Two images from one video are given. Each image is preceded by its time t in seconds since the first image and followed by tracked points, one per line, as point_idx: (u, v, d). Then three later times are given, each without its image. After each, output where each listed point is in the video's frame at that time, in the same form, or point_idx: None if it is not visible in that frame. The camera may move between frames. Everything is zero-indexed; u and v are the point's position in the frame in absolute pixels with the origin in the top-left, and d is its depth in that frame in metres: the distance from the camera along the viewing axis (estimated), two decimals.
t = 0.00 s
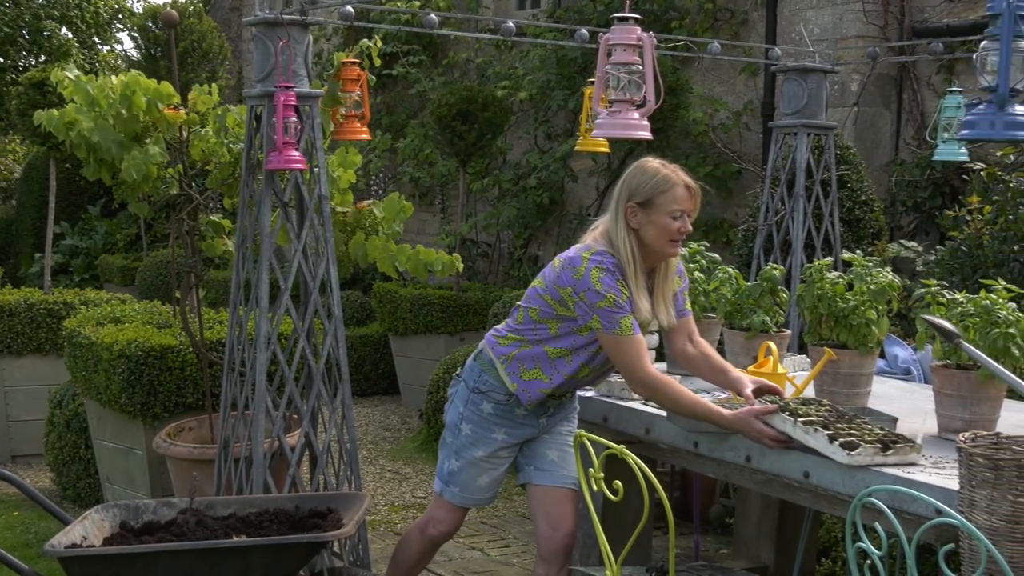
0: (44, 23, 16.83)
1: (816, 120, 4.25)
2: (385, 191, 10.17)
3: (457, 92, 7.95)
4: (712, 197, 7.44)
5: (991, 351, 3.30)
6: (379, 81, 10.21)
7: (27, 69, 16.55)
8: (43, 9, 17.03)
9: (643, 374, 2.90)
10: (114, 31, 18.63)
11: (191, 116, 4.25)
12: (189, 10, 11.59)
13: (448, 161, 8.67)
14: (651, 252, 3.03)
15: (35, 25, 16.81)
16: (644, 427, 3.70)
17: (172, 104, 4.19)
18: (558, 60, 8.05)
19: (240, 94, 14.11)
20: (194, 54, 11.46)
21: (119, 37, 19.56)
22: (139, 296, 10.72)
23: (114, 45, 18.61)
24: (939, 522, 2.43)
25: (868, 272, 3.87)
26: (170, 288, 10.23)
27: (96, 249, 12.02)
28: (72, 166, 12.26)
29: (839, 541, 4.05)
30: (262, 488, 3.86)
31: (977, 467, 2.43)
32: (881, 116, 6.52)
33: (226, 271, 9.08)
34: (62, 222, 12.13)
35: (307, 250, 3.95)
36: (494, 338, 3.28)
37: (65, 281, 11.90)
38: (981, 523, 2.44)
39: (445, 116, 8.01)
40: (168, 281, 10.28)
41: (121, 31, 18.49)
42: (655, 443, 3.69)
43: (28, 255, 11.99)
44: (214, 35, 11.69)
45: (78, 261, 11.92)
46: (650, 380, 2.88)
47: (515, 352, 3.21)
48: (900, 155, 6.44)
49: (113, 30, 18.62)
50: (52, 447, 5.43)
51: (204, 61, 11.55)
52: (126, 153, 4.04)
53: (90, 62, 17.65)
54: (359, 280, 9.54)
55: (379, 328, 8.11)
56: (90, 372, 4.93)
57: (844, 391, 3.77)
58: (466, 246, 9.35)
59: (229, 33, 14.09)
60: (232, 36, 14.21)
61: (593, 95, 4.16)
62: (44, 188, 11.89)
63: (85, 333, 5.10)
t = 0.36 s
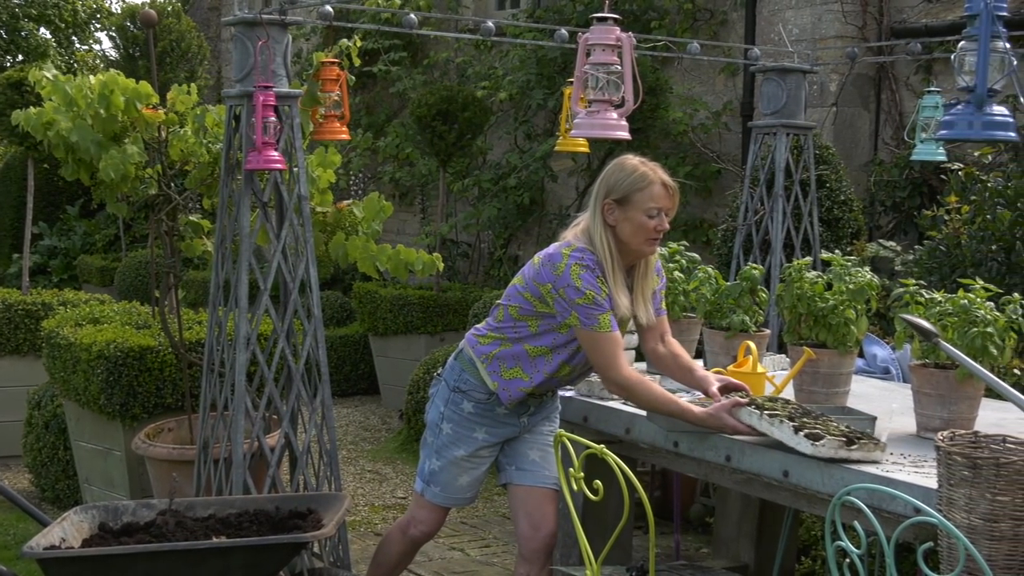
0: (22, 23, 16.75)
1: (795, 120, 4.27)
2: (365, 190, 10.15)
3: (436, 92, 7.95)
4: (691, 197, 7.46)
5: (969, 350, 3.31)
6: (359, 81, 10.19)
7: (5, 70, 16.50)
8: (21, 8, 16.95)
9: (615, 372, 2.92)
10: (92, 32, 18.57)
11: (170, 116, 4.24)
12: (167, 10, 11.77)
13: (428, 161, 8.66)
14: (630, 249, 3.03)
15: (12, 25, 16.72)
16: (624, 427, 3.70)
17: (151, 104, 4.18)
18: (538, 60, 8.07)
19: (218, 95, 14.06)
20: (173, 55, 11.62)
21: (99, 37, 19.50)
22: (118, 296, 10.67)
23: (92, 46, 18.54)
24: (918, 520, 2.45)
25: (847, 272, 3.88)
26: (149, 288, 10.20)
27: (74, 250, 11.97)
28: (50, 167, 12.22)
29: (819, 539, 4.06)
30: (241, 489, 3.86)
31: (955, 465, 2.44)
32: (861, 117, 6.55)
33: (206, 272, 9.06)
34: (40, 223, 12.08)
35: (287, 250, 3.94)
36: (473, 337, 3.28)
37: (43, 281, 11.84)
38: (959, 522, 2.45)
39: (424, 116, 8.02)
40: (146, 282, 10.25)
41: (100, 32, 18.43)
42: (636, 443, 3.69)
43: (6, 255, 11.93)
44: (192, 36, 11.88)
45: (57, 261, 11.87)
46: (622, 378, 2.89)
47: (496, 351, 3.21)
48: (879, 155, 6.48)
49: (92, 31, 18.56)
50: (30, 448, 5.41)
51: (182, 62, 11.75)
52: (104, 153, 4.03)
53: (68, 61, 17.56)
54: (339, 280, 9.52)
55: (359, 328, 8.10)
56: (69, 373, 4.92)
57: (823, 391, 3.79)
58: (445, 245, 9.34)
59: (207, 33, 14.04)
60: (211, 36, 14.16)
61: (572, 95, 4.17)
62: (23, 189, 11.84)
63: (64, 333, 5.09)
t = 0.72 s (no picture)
0: None
1: (775, 121, 4.26)
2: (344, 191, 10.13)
3: (416, 92, 7.95)
4: (671, 197, 7.48)
5: (947, 349, 3.32)
6: (338, 81, 10.18)
7: None
8: None
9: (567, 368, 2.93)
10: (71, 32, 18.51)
11: (149, 116, 4.22)
12: (146, 10, 12.08)
13: (408, 161, 8.65)
14: (604, 242, 3.02)
15: None
16: (605, 427, 3.70)
17: (130, 104, 4.17)
18: (517, 60, 8.08)
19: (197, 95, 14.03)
20: (151, 53, 12.07)
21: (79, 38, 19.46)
22: (97, 297, 10.63)
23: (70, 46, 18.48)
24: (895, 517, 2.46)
25: (826, 271, 3.90)
26: (128, 289, 10.16)
27: (53, 250, 11.92)
28: (28, 167, 12.18)
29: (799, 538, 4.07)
30: (220, 490, 3.84)
31: (933, 464, 2.45)
32: (840, 117, 6.59)
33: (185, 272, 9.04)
34: (18, 223, 12.03)
35: (266, 250, 3.93)
36: (452, 333, 3.28)
37: (21, 282, 11.79)
38: (938, 520, 2.46)
39: (404, 116, 8.02)
40: (125, 282, 10.21)
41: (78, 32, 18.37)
42: (616, 442, 3.69)
43: None
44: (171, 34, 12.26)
45: (34, 262, 11.82)
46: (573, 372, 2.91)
47: (472, 348, 3.21)
48: (858, 155, 6.51)
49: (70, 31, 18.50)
50: (8, 450, 5.39)
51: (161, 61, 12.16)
52: (83, 153, 4.02)
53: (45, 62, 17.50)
54: (318, 280, 9.50)
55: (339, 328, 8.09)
56: (47, 374, 4.90)
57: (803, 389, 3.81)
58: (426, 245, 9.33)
59: (186, 33, 13.98)
60: (190, 37, 14.11)
61: (553, 95, 4.16)
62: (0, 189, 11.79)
63: (42, 335, 5.07)
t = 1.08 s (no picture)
0: None
1: (759, 119, 4.25)
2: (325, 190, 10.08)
3: (398, 90, 7.92)
4: (655, 196, 7.46)
5: (933, 349, 3.30)
6: (319, 80, 10.12)
7: None
8: None
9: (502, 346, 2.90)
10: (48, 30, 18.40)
11: (128, 114, 4.16)
12: (125, 7, 12.06)
13: (390, 161, 8.62)
14: (559, 221, 2.96)
15: None
16: (589, 428, 3.67)
17: (109, 102, 4.12)
18: (499, 58, 8.05)
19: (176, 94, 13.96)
20: (130, 51, 12.06)
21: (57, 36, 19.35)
22: (76, 298, 10.57)
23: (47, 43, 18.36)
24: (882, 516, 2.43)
25: (812, 270, 3.81)
26: (107, 289, 10.10)
27: (31, 250, 11.86)
28: (6, 167, 12.13)
29: (784, 539, 4.05)
30: (201, 492, 3.80)
31: (919, 464, 2.42)
32: (824, 115, 6.57)
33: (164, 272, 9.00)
34: None
35: (247, 250, 3.90)
36: (427, 325, 3.26)
37: None
38: (924, 521, 2.43)
39: (386, 114, 7.98)
40: (104, 282, 10.15)
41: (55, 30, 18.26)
42: (600, 443, 3.66)
43: None
44: (150, 33, 12.24)
45: (12, 262, 11.76)
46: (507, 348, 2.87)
47: (442, 338, 3.18)
48: (843, 154, 6.50)
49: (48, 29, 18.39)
50: None
51: (140, 59, 12.14)
52: (60, 153, 4.00)
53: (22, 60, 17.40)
54: (299, 280, 9.46)
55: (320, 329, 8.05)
56: (25, 376, 4.87)
57: (787, 389, 3.81)
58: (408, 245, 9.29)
59: (166, 30, 13.89)
60: (169, 35, 14.01)
61: (535, 93, 4.14)
62: None
63: (19, 335, 5.03)
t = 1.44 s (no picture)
0: None
1: (751, 119, 4.24)
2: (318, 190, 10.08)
3: (391, 90, 7.92)
4: (648, 196, 7.47)
5: (925, 349, 3.30)
6: (311, 80, 10.11)
7: None
8: None
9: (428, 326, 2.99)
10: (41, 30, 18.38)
11: (120, 115, 4.16)
12: (116, 6, 12.05)
13: (382, 161, 8.62)
14: (492, 205, 3.02)
15: None
16: (581, 428, 3.67)
17: (100, 103, 4.12)
18: (492, 58, 8.06)
19: (168, 94, 13.96)
20: (122, 51, 12.06)
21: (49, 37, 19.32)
22: (68, 298, 10.56)
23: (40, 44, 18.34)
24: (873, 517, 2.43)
25: (803, 270, 3.85)
26: (100, 290, 10.10)
27: (23, 250, 11.87)
28: None
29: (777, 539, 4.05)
30: (194, 492, 3.80)
31: (911, 464, 2.42)
32: (816, 115, 6.57)
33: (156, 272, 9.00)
34: None
35: (239, 251, 3.89)
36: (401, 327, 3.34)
37: None
38: (916, 520, 2.44)
39: (378, 114, 7.99)
40: (96, 282, 10.15)
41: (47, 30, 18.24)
42: (593, 443, 3.66)
43: None
44: (142, 32, 12.24)
45: (4, 263, 11.76)
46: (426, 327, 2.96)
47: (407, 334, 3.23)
48: (835, 154, 6.52)
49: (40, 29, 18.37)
50: None
51: (131, 59, 12.13)
52: (53, 152, 3.99)
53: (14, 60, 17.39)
54: (292, 280, 9.46)
55: (313, 329, 8.05)
56: (17, 376, 4.87)
57: (779, 389, 3.82)
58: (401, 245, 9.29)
59: (157, 30, 13.86)
60: (161, 34, 13.98)
61: (526, 93, 4.14)
62: None
63: (10, 336, 5.03)
